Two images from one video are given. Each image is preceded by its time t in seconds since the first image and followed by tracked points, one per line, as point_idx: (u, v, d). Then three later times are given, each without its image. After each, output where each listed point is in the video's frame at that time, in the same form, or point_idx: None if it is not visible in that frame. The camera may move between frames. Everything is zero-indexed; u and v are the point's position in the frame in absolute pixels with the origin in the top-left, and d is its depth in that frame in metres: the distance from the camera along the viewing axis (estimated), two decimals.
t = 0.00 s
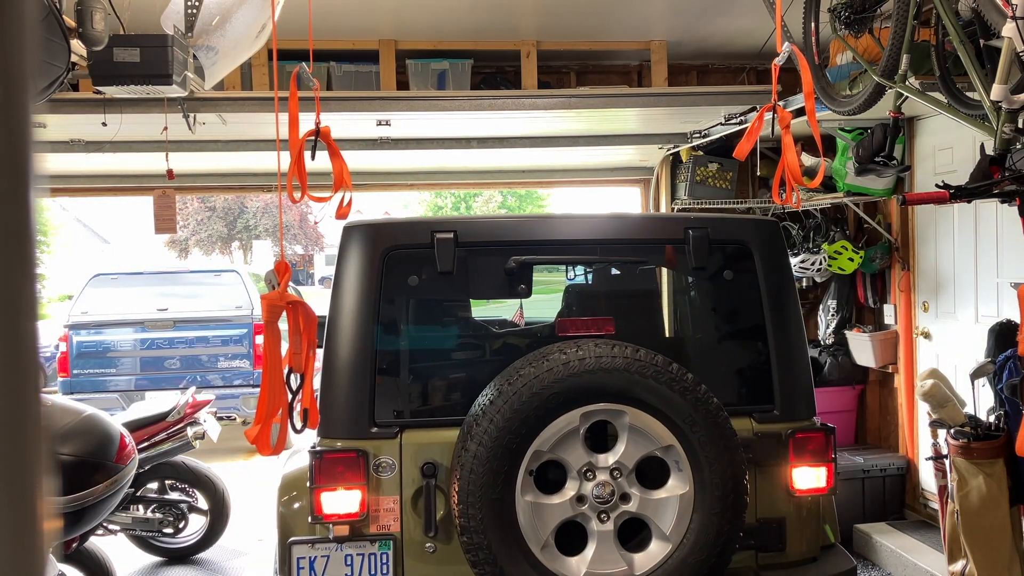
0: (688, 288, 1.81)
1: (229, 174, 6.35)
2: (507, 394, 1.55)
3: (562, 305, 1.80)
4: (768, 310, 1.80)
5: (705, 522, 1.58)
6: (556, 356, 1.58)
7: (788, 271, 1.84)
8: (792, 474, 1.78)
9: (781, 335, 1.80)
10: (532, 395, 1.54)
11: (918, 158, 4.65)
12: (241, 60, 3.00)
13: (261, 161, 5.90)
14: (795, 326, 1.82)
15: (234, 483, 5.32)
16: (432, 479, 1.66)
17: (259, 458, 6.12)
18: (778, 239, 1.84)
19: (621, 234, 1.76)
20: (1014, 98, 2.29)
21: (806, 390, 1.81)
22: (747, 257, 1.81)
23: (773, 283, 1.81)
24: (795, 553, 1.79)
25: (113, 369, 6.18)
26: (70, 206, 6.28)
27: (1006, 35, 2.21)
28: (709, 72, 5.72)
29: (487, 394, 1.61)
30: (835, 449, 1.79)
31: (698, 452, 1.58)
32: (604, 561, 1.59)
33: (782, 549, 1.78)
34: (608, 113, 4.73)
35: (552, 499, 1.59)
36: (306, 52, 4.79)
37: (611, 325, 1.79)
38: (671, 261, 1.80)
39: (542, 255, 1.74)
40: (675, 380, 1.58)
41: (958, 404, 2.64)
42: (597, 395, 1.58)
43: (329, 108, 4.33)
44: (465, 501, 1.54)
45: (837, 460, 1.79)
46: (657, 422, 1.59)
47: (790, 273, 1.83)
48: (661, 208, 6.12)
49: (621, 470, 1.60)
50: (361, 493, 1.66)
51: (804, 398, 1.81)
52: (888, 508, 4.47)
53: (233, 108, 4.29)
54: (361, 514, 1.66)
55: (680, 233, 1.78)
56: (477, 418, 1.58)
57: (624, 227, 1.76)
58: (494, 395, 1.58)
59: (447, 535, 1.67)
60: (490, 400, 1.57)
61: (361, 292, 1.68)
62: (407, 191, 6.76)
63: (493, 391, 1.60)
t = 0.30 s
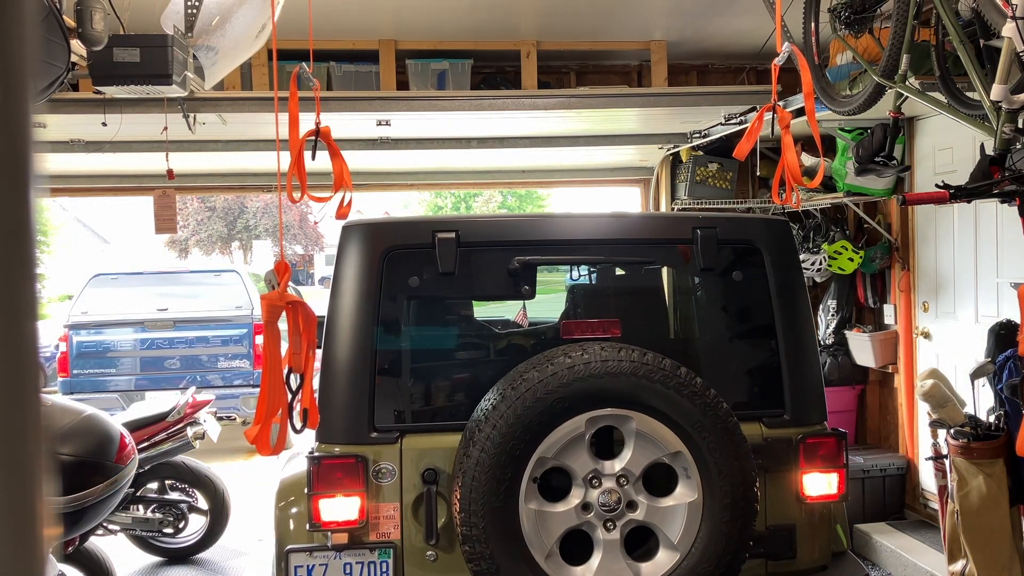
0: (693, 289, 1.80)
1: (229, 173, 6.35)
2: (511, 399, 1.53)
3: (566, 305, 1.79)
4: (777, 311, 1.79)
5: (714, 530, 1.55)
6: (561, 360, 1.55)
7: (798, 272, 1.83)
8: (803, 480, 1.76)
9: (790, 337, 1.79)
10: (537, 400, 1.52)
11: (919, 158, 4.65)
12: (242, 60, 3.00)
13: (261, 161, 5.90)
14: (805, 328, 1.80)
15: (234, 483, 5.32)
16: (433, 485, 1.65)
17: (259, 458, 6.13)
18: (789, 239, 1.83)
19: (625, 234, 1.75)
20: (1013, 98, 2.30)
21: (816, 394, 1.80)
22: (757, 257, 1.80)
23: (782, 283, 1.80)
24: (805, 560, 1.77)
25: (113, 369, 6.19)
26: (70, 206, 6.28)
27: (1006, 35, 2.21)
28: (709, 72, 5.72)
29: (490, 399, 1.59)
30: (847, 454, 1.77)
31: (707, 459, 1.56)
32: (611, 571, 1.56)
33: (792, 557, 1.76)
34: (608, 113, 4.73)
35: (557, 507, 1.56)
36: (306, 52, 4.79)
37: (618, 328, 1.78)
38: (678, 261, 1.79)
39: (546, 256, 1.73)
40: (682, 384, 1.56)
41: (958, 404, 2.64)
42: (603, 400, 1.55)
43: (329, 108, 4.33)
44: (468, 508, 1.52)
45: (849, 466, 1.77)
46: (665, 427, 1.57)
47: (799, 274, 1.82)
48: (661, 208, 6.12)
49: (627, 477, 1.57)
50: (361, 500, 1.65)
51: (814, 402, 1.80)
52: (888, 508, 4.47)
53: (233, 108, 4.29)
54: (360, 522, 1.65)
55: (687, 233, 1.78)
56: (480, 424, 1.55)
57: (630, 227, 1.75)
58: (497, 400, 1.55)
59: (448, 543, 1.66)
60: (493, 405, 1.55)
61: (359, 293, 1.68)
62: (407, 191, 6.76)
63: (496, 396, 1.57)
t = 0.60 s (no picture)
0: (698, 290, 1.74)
1: (229, 173, 6.35)
2: (513, 405, 1.49)
3: (569, 305, 1.76)
4: (787, 313, 1.75)
5: (723, 540, 1.50)
6: (565, 364, 1.52)
7: (810, 273, 1.78)
8: (813, 487, 1.71)
9: (801, 339, 1.74)
10: (541, 405, 1.48)
11: (918, 159, 4.65)
12: (242, 60, 2.98)
13: (261, 161, 5.90)
14: (816, 331, 1.76)
15: (234, 483, 5.32)
16: (433, 492, 1.62)
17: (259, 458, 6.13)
18: (800, 239, 1.78)
19: (631, 234, 1.71)
20: (1014, 98, 2.30)
21: (827, 398, 1.75)
22: (767, 258, 1.76)
23: (793, 285, 1.76)
24: (817, 568, 1.71)
25: (113, 369, 6.18)
26: (70, 207, 6.28)
27: (1006, 35, 2.21)
28: (709, 72, 5.72)
29: (492, 404, 1.55)
30: (859, 460, 1.72)
31: (716, 466, 1.51)
32: None
33: (803, 566, 1.71)
34: (608, 113, 4.73)
35: (561, 516, 1.51)
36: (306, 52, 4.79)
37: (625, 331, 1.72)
38: (685, 262, 1.74)
39: (549, 256, 1.69)
40: (691, 389, 1.51)
41: (958, 404, 2.64)
42: (609, 406, 1.51)
43: (329, 108, 4.33)
44: (469, 517, 1.48)
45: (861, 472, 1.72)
46: (673, 434, 1.51)
47: (811, 275, 1.78)
48: (661, 208, 6.12)
49: (634, 484, 1.52)
50: (359, 508, 1.62)
51: (826, 406, 1.75)
52: (888, 508, 4.48)
53: (233, 108, 4.28)
54: (358, 530, 1.62)
55: (696, 233, 1.74)
56: (483, 430, 1.51)
57: (635, 227, 1.71)
58: (500, 405, 1.51)
59: (450, 552, 1.63)
60: (496, 411, 1.51)
61: (358, 293, 1.65)
62: (407, 191, 6.77)
63: (499, 401, 1.53)
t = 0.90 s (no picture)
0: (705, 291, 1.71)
1: (230, 174, 6.35)
2: (518, 411, 1.44)
3: (573, 308, 1.70)
4: (796, 315, 1.72)
5: (733, 549, 1.48)
6: (570, 368, 1.47)
7: (819, 274, 1.76)
8: (825, 494, 1.68)
9: (812, 341, 1.72)
10: (546, 411, 1.43)
11: (918, 159, 4.65)
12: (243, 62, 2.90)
13: (261, 161, 5.91)
14: (826, 333, 1.73)
15: (234, 483, 5.32)
16: (434, 501, 1.58)
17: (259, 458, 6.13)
18: (810, 239, 1.75)
19: (637, 234, 1.68)
20: (1013, 98, 2.31)
21: (838, 402, 1.73)
22: (777, 258, 1.73)
23: (803, 286, 1.73)
24: None
25: (113, 369, 6.19)
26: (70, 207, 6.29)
27: (1006, 35, 2.21)
28: (710, 72, 5.72)
29: (495, 409, 1.50)
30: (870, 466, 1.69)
31: (726, 473, 1.48)
32: None
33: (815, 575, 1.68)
34: (609, 112, 4.73)
35: (566, 525, 1.48)
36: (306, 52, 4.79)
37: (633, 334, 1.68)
38: (693, 263, 1.71)
39: (553, 257, 1.65)
40: (701, 395, 1.47)
41: (958, 404, 2.64)
42: (616, 412, 1.46)
43: (329, 108, 4.33)
44: (471, 528, 1.43)
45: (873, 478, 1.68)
46: (682, 440, 1.48)
47: (821, 276, 1.75)
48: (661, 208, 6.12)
49: (641, 493, 1.49)
50: (358, 516, 1.58)
51: (837, 410, 1.73)
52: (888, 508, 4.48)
53: (233, 108, 4.28)
54: (357, 539, 1.58)
55: (704, 233, 1.70)
56: (485, 435, 1.47)
57: (641, 227, 1.68)
58: (503, 411, 1.47)
59: (452, 561, 1.60)
60: (499, 417, 1.46)
61: (357, 295, 1.61)
62: (407, 191, 6.78)
63: (502, 406, 1.49)
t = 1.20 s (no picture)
0: (710, 293, 1.69)
1: (229, 174, 6.36)
2: (519, 417, 1.43)
3: (576, 307, 1.69)
4: (802, 315, 1.71)
5: (740, 556, 1.46)
6: (574, 373, 1.46)
7: (826, 274, 1.76)
8: (833, 499, 1.67)
9: (819, 341, 1.71)
10: (548, 417, 1.43)
11: (919, 159, 4.65)
12: (242, 60, 2.91)
13: (261, 161, 5.91)
14: (834, 333, 1.73)
15: (234, 483, 5.32)
16: (434, 507, 1.58)
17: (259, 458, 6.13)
18: (816, 239, 1.75)
19: (640, 234, 1.67)
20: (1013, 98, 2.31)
21: (846, 405, 1.72)
22: (783, 258, 1.73)
23: (810, 286, 1.72)
24: None
25: (113, 369, 6.19)
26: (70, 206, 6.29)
27: (1006, 35, 2.21)
28: (709, 72, 5.73)
29: (496, 414, 1.50)
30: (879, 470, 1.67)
31: (732, 479, 1.47)
32: None
33: None
34: (609, 112, 4.73)
35: (569, 533, 1.46)
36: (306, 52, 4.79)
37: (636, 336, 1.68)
38: (698, 263, 1.70)
39: (553, 258, 1.65)
40: (706, 400, 1.47)
41: (958, 404, 2.64)
42: (621, 417, 1.46)
43: (329, 108, 4.33)
44: (472, 536, 1.42)
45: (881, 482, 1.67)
46: (688, 446, 1.47)
47: (828, 276, 1.75)
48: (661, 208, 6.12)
49: (646, 500, 1.48)
50: (356, 523, 1.57)
51: (845, 414, 1.72)
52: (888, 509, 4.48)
53: (233, 108, 4.29)
54: (356, 547, 1.56)
55: (710, 233, 1.69)
56: (486, 441, 1.46)
57: (644, 227, 1.67)
58: (505, 416, 1.46)
59: (452, 568, 1.59)
60: (500, 423, 1.46)
61: (356, 296, 1.60)
62: (407, 191, 6.78)
63: (503, 411, 1.48)
